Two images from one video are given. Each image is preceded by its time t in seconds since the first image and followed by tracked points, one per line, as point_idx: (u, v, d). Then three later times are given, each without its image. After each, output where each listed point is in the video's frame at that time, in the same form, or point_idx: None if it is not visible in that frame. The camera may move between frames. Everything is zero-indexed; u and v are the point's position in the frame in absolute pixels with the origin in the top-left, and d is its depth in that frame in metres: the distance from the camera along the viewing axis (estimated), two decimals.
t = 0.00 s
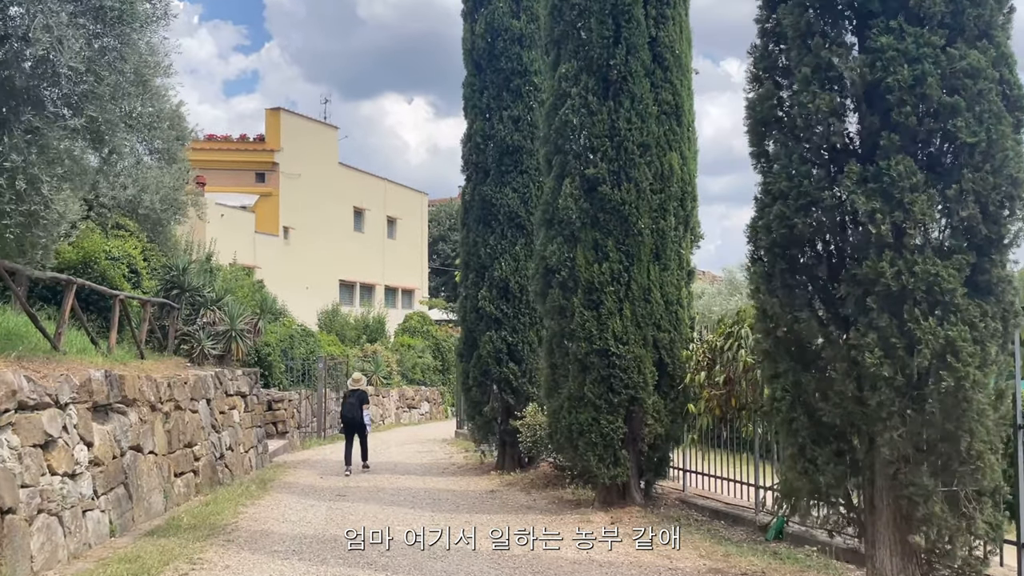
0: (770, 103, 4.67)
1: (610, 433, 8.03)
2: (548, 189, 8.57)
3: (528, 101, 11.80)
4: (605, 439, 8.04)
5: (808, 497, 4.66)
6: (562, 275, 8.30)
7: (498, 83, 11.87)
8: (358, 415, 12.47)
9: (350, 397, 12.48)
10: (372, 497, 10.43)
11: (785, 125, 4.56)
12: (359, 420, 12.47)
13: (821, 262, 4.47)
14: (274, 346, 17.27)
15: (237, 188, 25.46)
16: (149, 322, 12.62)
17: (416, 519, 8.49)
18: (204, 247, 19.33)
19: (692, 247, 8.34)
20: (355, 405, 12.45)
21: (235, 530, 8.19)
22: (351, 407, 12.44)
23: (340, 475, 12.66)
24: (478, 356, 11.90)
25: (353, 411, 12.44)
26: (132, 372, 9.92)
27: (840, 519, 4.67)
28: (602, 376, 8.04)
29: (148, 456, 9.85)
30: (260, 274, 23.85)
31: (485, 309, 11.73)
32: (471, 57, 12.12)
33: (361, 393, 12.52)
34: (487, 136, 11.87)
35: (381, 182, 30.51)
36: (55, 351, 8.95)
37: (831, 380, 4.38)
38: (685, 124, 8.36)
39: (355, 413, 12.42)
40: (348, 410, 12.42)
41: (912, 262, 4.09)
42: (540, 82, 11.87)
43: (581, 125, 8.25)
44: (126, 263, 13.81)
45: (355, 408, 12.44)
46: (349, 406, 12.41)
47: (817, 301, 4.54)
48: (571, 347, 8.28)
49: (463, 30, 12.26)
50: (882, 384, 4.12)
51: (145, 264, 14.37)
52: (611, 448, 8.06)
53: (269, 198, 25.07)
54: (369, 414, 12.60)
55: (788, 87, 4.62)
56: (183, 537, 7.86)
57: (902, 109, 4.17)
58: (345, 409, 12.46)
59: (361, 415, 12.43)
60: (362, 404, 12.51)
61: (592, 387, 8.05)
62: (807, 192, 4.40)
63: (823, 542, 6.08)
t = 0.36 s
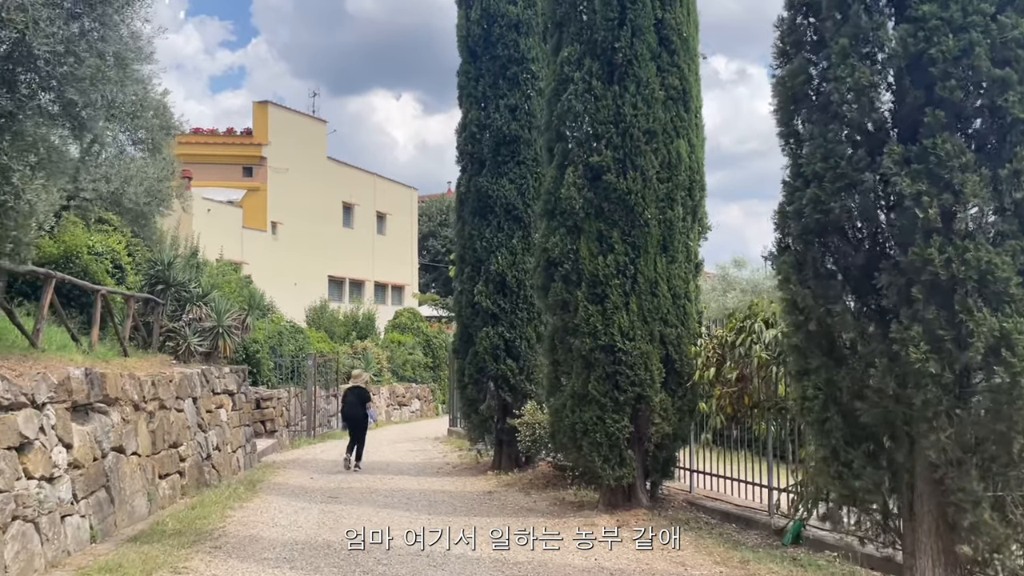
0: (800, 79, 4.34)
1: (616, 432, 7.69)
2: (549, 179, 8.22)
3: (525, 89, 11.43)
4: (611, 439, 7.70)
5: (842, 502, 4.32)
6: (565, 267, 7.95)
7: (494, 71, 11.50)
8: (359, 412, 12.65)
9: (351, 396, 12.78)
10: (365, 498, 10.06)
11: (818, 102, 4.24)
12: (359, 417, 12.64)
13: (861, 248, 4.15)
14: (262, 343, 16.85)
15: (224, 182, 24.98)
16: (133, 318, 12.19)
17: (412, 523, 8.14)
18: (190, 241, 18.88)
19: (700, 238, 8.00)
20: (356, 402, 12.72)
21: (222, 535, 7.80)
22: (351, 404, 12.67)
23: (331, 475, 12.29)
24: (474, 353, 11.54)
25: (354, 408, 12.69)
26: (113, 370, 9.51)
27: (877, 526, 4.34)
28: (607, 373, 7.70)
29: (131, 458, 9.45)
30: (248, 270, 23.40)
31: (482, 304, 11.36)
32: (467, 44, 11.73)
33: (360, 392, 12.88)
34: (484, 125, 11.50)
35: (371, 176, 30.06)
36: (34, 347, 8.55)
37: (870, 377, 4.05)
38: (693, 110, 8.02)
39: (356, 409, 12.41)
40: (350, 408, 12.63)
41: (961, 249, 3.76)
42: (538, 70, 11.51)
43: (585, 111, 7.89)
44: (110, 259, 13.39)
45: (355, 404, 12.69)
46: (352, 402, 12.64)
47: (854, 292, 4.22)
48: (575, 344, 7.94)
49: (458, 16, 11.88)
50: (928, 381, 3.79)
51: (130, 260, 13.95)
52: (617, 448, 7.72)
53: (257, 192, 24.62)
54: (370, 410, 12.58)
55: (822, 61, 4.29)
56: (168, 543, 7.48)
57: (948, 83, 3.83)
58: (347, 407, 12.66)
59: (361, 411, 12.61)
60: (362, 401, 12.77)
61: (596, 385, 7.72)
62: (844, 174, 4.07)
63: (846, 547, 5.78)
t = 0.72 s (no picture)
0: (837, 57, 4.02)
1: (623, 436, 7.35)
2: (552, 171, 7.87)
3: (524, 80, 11.08)
4: (618, 443, 7.36)
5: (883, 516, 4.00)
6: (570, 263, 7.61)
7: (492, 61, 11.15)
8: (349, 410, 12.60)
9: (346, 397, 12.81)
10: (360, 503, 9.70)
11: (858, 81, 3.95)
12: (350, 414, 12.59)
13: (905, 240, 3.89)
14: (252, 342, 16.44)
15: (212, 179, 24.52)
16: (118, 317, 11.79)
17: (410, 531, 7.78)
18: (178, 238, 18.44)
19: (710, 233, 7.68)
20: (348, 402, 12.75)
21: (210, 545, 7.43)
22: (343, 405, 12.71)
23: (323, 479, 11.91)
24: (472, 353, 11.19)
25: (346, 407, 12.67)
26: (96, 371, 9.11)
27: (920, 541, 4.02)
28: (614, 374, 7.36)
29: (115, 462, 9.05)
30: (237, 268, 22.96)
31: (479, 302, 11.01)
32: (463, 33, 11.36)
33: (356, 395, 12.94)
34: (481, 117, 11.14)
35: (362, 173, 29.63)
36: (13, 347, 8.15)
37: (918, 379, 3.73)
38: (703, 99, 7.69)
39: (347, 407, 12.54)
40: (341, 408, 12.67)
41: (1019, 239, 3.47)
42: (537, 60, 11.16)
43: (591, 100, 7.55)
44: (95, 257, 13.01)
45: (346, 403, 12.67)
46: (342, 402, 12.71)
47: (896, 287, 3.94)
48: (580, 343, 7.59)
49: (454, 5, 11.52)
50: (986, 384, 3.47)
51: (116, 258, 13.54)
52: (624, 453, 7.38)
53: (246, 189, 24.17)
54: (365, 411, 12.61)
55: (859, 38, 4.00)
56: (153, 553, 7.09)
57: (1005, 58, 3.59)
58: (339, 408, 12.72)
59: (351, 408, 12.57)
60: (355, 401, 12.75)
61: (602, 386, 7.38)
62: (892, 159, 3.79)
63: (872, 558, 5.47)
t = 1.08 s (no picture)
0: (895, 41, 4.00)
1: (639, 441, 7.01)
2: (563, 164, 7.55)
3: (528, 74, 10.76)
4: (633, 449, 7.02)
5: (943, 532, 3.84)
6: (582, 261, 7.28)
7: (495, 55, 10.83)
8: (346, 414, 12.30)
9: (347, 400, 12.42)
10: (360, 511, 9.35)
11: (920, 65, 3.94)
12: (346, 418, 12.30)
13: (971, 230, 3.80)
14: (246, 344, 16.03)
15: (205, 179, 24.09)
16: (109, 318, 11.40)
17: (414, 542, 7.43)
18: (169, 238, 18.02)
19: (728, 230, 7.36)
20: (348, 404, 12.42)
21: (205, 557, 7.07)
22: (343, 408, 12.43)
23: (320, 486, 11.55)
24: (474, 355, 10.84)
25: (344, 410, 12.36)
26: (85, 373, 8.73)
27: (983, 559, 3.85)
28: (629, 376, 7.03)
29: (105, 469, 8.68)
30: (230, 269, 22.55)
31: (482, 302, 10.67)
32: (465, 26, 11.02)
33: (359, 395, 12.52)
34: (484, 112, 10.81)
35: (356, 173, 29.22)
36: None
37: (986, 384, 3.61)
38: (721, 90, 7.38)
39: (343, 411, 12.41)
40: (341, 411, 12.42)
41: None
42: (542, 54, 10.84)
43: (605, 90, 7.23)
44: (85, 257, 12.73)
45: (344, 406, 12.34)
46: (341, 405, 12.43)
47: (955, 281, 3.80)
48: (593, 345, 7.26)
49: None
50: None
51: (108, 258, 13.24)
52: (639, 459, 7.04)
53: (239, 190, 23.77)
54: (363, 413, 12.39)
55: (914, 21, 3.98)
56: (144, 565, 6.73)
57: None
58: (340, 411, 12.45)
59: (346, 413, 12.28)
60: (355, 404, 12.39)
61: (617, 389, 7.04)
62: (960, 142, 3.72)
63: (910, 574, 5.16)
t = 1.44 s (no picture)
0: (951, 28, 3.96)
1: (651, 451, 6.69)
2: (572, 162, 7.24)
3: (531, 72, 10.46)
4: (646, 459, 6.70)
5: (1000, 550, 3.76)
6: (592, 262, 6.97)
7: (497, 52, 10.53)
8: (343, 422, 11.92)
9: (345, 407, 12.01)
10: (357, 522, 9.01)
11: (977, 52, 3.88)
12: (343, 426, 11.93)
13: None
14: (239, 349, 15.65)
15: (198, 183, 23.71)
16: (97, 322, 11.04)
17: (415, 556, 7.09)
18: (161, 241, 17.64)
19: (744, 229, 7.05)
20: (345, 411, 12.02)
21: (195, 572, 6.71)
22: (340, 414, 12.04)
23: (315, 495, 11.18)
24: (475, 361, 10.51)
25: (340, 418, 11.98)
26: (71, 379, 8.37)
27: None
28: (641, 382, 6.71)
29: (91, 479, 8.31)
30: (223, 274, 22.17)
31: (483, 306, 10.35)
32: (465, 22, 10.71)
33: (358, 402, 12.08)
34: (485, 111, 10.49)
35: (351, 178, 28.87)
36: None
37: None
38: (736, 84, 7.08)
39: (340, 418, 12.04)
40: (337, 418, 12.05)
41: None
42: (545, 51, 10.56)
43: (616, 84, 6.93)
44: (75, 260, 12.56)
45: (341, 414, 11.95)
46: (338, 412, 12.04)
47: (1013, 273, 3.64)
48: (603, 349, 6.94)
49: None
50: None
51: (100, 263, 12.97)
52: (652, 469, 6.72)
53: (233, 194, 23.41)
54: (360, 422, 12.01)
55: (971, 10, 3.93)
56: None
57: None
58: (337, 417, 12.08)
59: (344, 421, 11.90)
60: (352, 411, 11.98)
61: (629, 396, 6.73)
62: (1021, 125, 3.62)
63: None
